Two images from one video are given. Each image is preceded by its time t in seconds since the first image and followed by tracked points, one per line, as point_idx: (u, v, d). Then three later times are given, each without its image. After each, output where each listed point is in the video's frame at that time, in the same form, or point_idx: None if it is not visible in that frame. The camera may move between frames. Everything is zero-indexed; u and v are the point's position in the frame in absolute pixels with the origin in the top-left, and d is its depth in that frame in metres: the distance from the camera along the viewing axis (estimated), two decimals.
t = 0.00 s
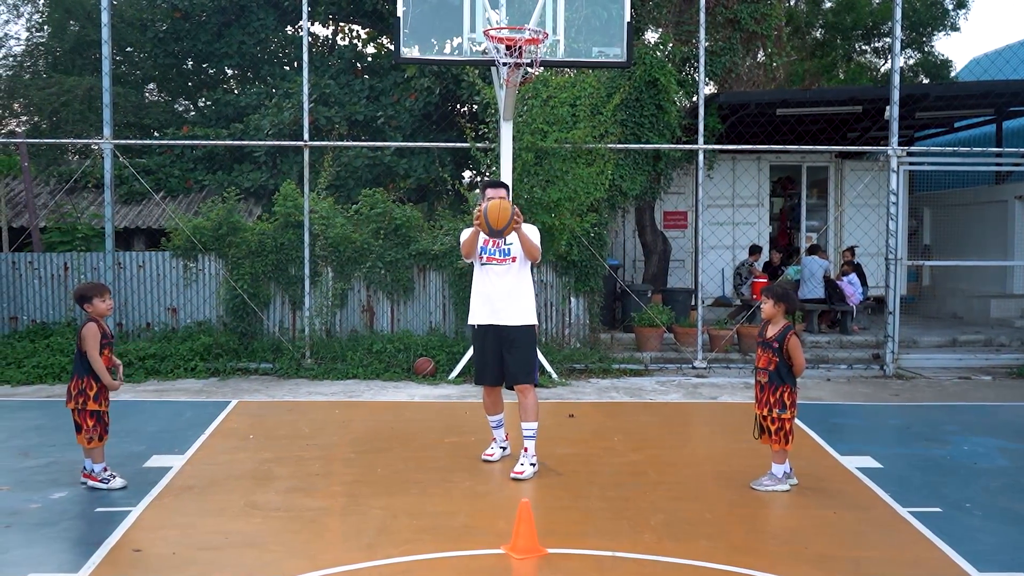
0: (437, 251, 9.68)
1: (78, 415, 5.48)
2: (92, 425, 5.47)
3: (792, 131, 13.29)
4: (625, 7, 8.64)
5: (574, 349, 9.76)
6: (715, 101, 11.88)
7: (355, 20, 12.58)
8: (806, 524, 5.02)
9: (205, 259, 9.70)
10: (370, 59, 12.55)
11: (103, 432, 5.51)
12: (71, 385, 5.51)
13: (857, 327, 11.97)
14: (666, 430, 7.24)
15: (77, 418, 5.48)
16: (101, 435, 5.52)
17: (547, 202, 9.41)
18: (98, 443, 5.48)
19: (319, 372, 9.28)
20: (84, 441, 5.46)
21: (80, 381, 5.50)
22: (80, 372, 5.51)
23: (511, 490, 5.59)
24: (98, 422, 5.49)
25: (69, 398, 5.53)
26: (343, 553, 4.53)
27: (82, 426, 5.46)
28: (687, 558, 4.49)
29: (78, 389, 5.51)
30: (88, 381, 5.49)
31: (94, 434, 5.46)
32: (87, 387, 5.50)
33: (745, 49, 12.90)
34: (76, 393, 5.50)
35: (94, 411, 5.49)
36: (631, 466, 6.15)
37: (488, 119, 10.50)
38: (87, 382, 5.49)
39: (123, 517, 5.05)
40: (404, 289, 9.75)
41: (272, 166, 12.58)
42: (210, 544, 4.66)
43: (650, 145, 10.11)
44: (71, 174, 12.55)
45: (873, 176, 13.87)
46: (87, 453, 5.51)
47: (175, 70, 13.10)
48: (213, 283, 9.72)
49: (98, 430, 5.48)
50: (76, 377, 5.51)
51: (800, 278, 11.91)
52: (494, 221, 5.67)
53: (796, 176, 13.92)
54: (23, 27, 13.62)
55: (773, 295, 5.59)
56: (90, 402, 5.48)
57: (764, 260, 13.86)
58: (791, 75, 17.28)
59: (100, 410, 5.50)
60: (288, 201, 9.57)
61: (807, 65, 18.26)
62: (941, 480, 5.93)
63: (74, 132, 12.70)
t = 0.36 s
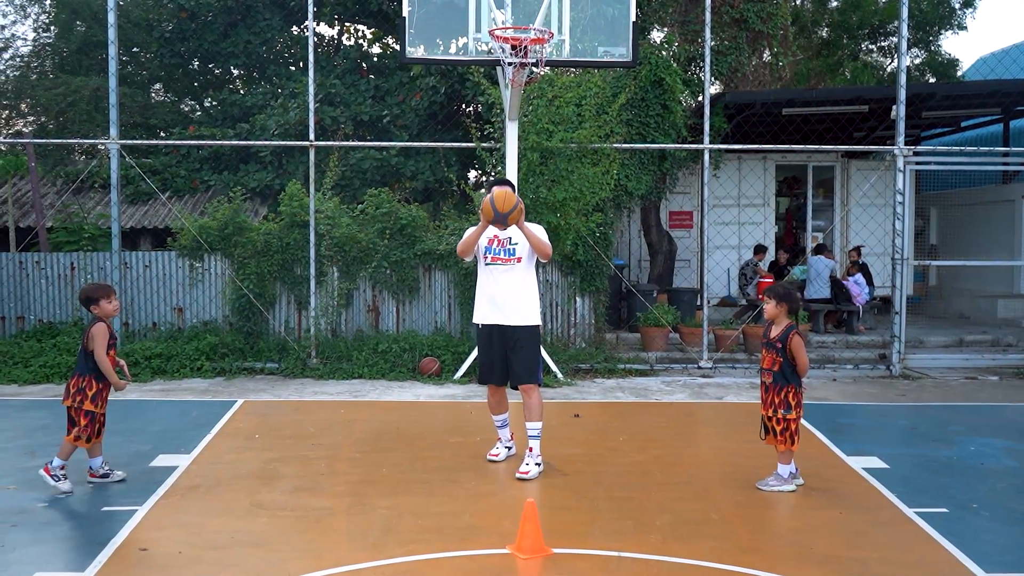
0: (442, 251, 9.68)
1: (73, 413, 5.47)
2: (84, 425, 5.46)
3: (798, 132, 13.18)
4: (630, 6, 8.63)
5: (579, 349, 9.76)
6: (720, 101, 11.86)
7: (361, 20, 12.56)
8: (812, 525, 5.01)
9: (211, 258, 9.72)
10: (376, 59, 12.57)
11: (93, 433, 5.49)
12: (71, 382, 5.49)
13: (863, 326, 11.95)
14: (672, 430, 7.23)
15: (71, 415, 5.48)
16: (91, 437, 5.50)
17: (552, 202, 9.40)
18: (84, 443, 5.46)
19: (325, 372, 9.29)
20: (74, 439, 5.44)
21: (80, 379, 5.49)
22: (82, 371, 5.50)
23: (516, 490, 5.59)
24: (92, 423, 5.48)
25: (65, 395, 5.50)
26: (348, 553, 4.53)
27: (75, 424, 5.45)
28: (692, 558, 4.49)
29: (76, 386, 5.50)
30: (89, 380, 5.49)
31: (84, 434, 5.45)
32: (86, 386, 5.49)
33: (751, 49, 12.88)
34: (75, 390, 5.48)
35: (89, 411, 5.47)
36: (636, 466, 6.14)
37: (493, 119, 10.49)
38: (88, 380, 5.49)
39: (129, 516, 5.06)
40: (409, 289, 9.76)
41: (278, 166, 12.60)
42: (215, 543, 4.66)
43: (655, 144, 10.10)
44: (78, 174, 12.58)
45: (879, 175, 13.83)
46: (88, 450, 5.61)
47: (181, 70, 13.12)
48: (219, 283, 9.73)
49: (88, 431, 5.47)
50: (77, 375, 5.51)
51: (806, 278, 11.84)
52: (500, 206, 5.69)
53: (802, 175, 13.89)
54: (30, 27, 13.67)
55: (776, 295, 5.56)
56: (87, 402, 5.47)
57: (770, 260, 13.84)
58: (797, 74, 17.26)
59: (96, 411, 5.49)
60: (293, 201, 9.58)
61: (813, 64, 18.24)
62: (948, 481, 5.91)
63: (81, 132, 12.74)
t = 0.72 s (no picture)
0: (449, 251, 9.69)
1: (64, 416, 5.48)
2: (70, 428, 5.44)
3: (806, 130, 13.21)
4: (637, 6, 8.62)
5: (585, 349, 9.75)
6: (727, 101, 11.85)
7: (368, 21, 12.59)
8: (820, 525, 5.00)
9: (218, 258, 9.74)
10: (382, 59, 12.58)
11: (82, 436, 5.46)
12: (61, 385, 5.49)
13: (871, 327, 11.92)
14: (678, 430, 7.22)
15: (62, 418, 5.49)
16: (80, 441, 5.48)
17: (559, 202, 9.39)
18: (72, 447, 5.42)
19: (331, 371, 9.30)
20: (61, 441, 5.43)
21: (69, 383, 5.49)
22: (72, 374, 5.50)
23: (523, 490, 5.59)
24: (78, 427, 5.45)
25: (58, 400, 5.52)
26: (355, 553, 4.53)
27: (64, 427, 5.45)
28: (699, 558, 4.48)
29: (67, 391, 5.50)
30: (78, 384, 5.47)
31: (72, 438, 5.42)
32: (76, 390, 5.47)
33: (758, 48, 12.85)
34: (64, 395, 5.48)
35: (77, 415, 5.46)
36: (643, 466, 6.14)
37: (500, 119, 10.50)
38: (77, 384, 5.47)
39: (137, 515, 5.08)
40: (416, 289, 9.77)
41: (285, 166, 12.62)
42: (223, 542, 4.68)
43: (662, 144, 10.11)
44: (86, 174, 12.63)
45: (887, 175, 13.80)
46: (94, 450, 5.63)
47: (188, 71, 13.16)
48: (227, 283, 9.76)
49: (77, 435, 5.44)
50: (67, 379, 5.50)
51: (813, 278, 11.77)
52: (500, 201, 5.66)
53: (809, 176, 13.87)
54: (38, 28, 13.71)
55: (784, 296, 5.56)
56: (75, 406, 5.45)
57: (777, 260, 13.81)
58: (804, 74, 17.22)
59: (84, 415, 5.46)
60: (300, 201, 9.59)
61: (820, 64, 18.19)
62: (956, 482, 5.89)
63: (89, 133, 12.78)
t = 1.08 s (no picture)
0: (455, 251, 9.69)
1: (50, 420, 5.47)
2: (56, 433, 5.42)
3: (812, 130, 13.18)
4: (643, 6, 8.61)
5: (591, 349, 9.75)
6: (733, 100, 11.84)
7: (374, 21, 12.59)
8: (827, 525, 4.99)
9: (224, 259, 9.77)
10: (388, 59, 12.59)
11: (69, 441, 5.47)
12: (46, 389, 5.48)
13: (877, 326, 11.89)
14: (684, 430, 7.21)
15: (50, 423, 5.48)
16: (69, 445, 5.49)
17: (564, 202, 9.39)
18: (60, 452, 5.43)
19: (337, 371, 9.31)
20: (49, 446, 5.43)
21: (55, 387, 5.47)
22: (57, 378, 5.48)
23: (529, 490, 5.59)
24: (64, 431, 5.44)
25: (44, 404, 5.50)
26: (360, 552, 4.53)
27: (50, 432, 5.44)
28: (705, 558, 4.48)
29: (52, 395, 5.48)
30: (63, 388, 5.46)
31: (60, 444, 5.43)
32: (61, 394, 5.46)
33: (764, 48, 12.83)
34: (50, 399, 5.46)
35: (64, 420, 5.45)
36: (649, 466, 6.14)
37: (505, 119, 10.49)
38: (62, 388, 5.45)
39: (144, 513, 5.10)
40: (422, 289, 9.78)
41: (291, 166, 12.64)
42: (229, 541, 4.69)
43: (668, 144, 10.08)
44: (93, 174, 12.68)
45: (894, 175, 13.75)
46: (93, 451, 5.65)
47: (195, 71, 13.20)
48: (233, 283, 9.77)
49: (65, 440, 5.44)
50: (51, 383, 5.48)
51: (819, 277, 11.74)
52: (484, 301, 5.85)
53: (815, 175, 13.85)
54: (46, 29, 13.75)
55: (791, 295, 5.55)
56: (60, 410, 5.44)
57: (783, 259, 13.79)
58: (810, 73, 17.19)
59: (70, 418, 5.45)
60: (306, 201, 9.61)
61: (827, 63, 18.15)
62: (963, 482, 5.86)
63: (96, 133, 12.84)
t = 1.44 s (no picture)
0: (459, 251, 9.69)
1: (60, 418, 5.48)
2: (66, 431, 5.43)
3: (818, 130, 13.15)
4: (648, 6, 8.60)
5: (596, 350, 9.74)
6: (739, 100, 11.83)
7: (379, 21, 12.60)
8: (834, 526, 4.98)
9: (230, 259, 9.78)
10: (393, 60, 12.61)
11: (79, 440, 5.48)
12: (58, 388, 5.49)
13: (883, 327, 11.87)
14: (690, 430, 7.20)
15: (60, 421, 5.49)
16: (77, 444, 5.49)
17: (569, 202, 9.41)
18: (70, 451, 5.44)
19: (342, 371, 9.32)
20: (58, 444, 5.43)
21: (66, 385, 5.48)
22: (69, 376, 5.49)
23: (535, 490, 5.59)
24: (74, 429, 5.45)
25: (55, 402, 5.51)
26: (367, 552, 4.54)
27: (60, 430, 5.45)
28: (712, 558, 4.48)
29: (63, 393, 5.49)
30: (74, 386, 5.47)
31: (69, 443, 5.44)
32: (72, 392, 5.47)
33: (770, 48, 12.82)
34: (61, 397, 5.47)
35: (74, 418, 5.45)
36: (655, 466, 6.14)
37: (510, 119, 10.48)
38: (73, 386, 5.47)
39: (150, 513, 5.12)
40: (427, 289, 9.78)
41: (297, 167, 12.66)
42: (236, 540, 4.70)
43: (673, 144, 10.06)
44: (99, 175, 12.73)
45: (900, 175, 13.72)
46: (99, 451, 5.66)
47: (200, 72, 13.22)
48: (238, 283, 9.79)
49: (74, 439, 5.46)
50: (63, 381, 5.49)
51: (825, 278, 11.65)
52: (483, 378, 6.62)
53: (821, 175, 13.80)
54: (52, 30, 13.76)
55: (795, 296, 5.55)
56: (70, 408, 5.45)
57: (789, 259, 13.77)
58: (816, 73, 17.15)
59: (81, 417, 5.46)
60: (311, 201, 9.63)
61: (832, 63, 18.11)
62: (970, 483, 5.85)
63: (101, 134, 12.90)
